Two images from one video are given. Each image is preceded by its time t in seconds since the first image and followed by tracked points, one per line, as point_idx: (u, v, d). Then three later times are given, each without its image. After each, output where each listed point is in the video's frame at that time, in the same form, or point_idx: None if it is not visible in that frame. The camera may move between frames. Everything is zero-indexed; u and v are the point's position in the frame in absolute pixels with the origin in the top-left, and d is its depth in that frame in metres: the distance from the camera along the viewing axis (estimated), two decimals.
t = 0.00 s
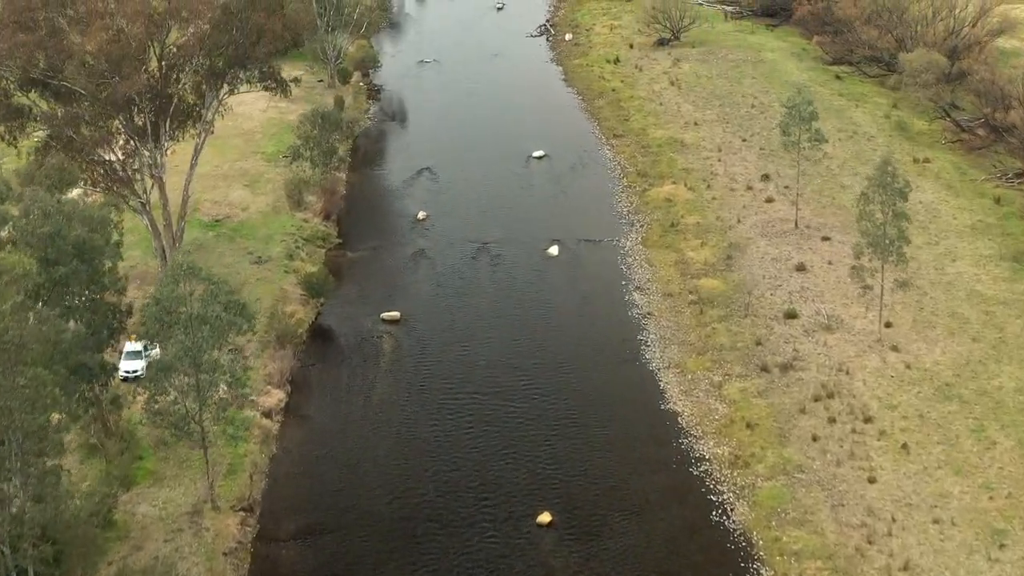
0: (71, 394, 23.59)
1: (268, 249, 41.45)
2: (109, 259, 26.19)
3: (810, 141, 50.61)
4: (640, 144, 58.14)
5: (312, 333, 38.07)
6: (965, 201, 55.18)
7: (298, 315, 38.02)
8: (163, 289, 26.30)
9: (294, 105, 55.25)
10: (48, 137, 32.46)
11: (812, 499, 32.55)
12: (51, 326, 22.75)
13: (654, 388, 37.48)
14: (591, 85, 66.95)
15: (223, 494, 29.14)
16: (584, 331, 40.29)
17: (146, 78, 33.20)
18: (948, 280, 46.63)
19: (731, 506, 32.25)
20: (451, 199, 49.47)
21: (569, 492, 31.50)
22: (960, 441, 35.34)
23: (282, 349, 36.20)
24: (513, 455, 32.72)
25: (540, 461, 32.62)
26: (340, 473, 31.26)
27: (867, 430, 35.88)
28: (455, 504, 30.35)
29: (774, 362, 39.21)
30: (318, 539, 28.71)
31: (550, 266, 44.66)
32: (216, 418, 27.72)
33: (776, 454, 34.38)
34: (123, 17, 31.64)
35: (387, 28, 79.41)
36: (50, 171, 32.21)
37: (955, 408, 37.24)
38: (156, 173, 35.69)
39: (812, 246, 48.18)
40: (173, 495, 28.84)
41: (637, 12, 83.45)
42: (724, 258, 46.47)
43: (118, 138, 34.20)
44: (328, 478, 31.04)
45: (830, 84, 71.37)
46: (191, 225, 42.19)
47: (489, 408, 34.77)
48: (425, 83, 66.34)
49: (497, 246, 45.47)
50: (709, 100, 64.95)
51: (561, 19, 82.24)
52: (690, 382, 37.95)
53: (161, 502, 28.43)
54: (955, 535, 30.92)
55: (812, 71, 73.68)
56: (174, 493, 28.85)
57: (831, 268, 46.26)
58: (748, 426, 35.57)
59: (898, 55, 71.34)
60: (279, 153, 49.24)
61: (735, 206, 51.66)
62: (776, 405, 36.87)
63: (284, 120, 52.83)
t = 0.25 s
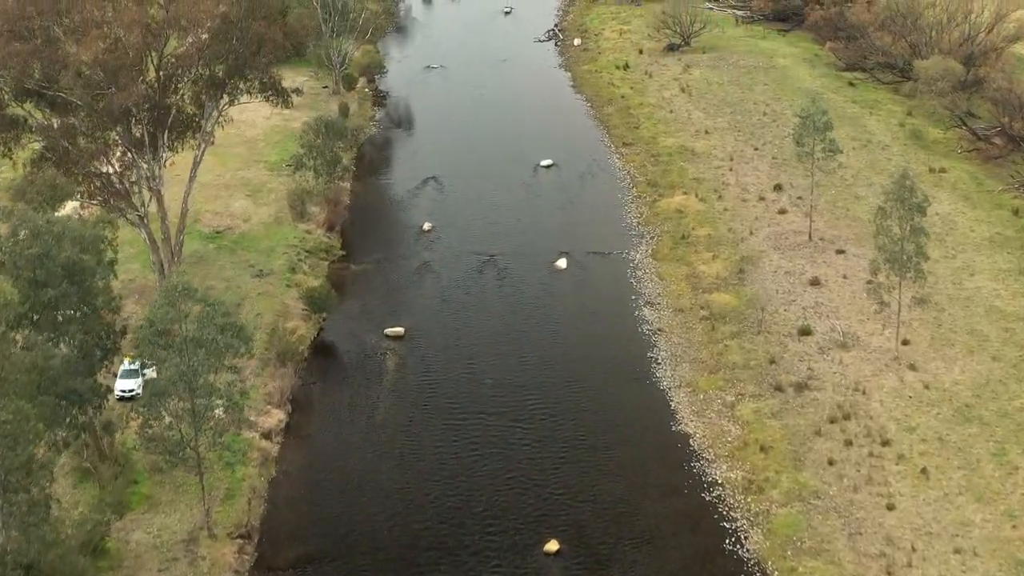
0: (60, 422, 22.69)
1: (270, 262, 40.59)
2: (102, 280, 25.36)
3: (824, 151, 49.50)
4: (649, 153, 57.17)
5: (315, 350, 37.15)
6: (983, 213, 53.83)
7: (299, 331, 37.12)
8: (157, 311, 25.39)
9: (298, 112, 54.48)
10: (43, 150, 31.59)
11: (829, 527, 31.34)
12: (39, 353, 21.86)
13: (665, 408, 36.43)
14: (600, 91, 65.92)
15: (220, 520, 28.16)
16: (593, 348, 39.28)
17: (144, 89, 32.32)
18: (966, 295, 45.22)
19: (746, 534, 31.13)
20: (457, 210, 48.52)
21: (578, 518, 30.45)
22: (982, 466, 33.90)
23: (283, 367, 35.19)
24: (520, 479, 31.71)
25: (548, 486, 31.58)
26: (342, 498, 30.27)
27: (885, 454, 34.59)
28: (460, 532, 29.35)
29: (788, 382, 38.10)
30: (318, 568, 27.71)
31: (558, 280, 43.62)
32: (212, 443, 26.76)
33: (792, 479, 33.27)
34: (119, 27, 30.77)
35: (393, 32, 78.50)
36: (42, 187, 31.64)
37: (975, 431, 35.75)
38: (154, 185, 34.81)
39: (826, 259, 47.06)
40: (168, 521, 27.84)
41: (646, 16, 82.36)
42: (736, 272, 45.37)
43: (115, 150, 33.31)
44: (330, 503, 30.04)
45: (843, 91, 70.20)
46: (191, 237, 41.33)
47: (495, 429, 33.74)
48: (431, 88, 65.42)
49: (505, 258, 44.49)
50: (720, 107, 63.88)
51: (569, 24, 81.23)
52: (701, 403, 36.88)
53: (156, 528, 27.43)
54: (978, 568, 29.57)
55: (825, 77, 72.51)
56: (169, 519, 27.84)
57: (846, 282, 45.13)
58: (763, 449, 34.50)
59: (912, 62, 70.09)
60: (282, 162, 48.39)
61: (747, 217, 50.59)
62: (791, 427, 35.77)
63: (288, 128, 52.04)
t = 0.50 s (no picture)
0: (49, 451, 21.76)
1: (272, 275, 39.76)
2: (95, 301, 24.49)
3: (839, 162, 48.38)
4: (661, 162, 56.18)
5: (318, 367, 36.21)
6: (1003, 225, 52.30)
7: (302, 348, 36.20)
8: (151, 334, 24.50)
9: (304, 120, 53.76)
10: (38, 162, 30.68)
11: (848, 557, 29.87)
12: (26, 381, 20.94)
13: (678, 429, 35.28)
14: (611, 98, 64.91)
15: (217, 549, 27.15)
16: (603, 365, 38.18)
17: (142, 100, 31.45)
18: (988, 311, 43.57)
19: (763, 561, 29.68)
20: (464, 221, 47.55)
21: (587, 545, 29.15)
22: (1007, 493, 32.22)
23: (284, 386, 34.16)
24: (528, 503, 30.50)
25: (556, 511, 30.35)
26: (343, 524, 29.20)
27: (904, 479, 33.03)
28: (465, 560, 28.16)
29: (804, 402, 36.95)
30: None
31: (568, 293, 42.58)
32: (209, 469, 25.80)
33: (810, 505, 31.99)
34: (117, 36, 29.90)
35: (401, 37, 77.66)
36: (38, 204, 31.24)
37: (998, 455, 34.09)
38: (152, 198, 33.92)
39: (842, 273, 45.93)
40: (164, 549, 26.80)
41: (657, 21, 81.24)
42: (750, 287, 44.26)
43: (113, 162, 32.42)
44: (330, 530, 28.94)
45: (858, 98, 68.96)
46: (192, 248, 40.53)
47: (502, 450, 32.65)
48: (439, 95, 64.53)
49: (513, 271, 43.46)
50: (733, 114, 62.75)
51: (579, 28, 80.21)
52: (715, 424, 35.76)
53: (150, 557, 26.38)
54: None
55: (839, 83, 71.26)
56: (165, 547, 26.80)
57: (863, 297, 43.98)
58: (778, 473, 33.31)
59: (928, 68, 68.78)
60: (286, 171, 47.56)
61: (761, 228, 49.47)
62: (807, 450, 34.54)
63: (293, 135, 51.29)
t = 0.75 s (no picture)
0: (37, 483, 20.85)
1: (276, 289, 38.94)
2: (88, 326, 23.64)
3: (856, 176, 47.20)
4: (673, 171, 55.20)
5: (322, 386, 35.30)
6: None
7: (306, 365, 35.37)
8: (146, 361, 23.62)
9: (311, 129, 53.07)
10: (35, 175, 29.77)
11: None
12: (12, 413, 19.98)
13: (691, 452, 34.17)
14: (622, 105, 63.93)
15: None
16: (615, 385, 37.13)
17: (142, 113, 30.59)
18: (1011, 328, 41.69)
19: None
20: (473, 233, 46.61)
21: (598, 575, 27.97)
22: None
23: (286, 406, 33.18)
24: (536, 531, 29.40)
25: (566, 539, 29.20)
26: (344, 552, 28.12)
27: (924, 507, 31.36)
28: None
29: (821, 424, 35.76)
30: None
31: (579, 308, 41.55)
32: (205, 498, 24.83)
33: (828, 533, 30.64)
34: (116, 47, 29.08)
35: (410, 42, 76.79)
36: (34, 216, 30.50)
37: None
38: (151, 212, 33.06)
39: (859, 288, 44.73)
40: None
41: (669, 25, 80.10)
42: (764, 302, 43.19)
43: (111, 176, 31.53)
44: (330, 559, 27.80)
45: (874, 105, 67.63)
46: (194, 261, 39.77)
47: (510, 475, 31.60)
48: (448, 102, 63.66)
49: (522, 285, 42.48)
50: (746, 122, 61.59)
51: (590, 33, 79.17)
52: (730, 447, 34.65)
53: None
54: None
55: (855, 90, 69.94)
56: None
57: (881, 313, 42.75)
58: (795, 500, 32.10)
59: (946, 75, 67.37)
60: (291, 181, 46.87)
61: (775, 241, 48.31)
62: (825, 475, 33.26)
63: (299, 144, 50.59)
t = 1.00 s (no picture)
0: (22, 519, 19.92)
1: (278, 304, 38.14)
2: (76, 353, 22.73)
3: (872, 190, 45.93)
4: (685, 181, 54.17)
5: (324, 407, 34.36)
6: None
7: (308, 383, 34.48)
8: (137, 389, 22.71)
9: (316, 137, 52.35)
10: (30, 189, 28.81)
11: None
12: None
13: (705, 476, 33.03)
14: (632, 112, 62.96)
15: None
16: (626, 404, 36.05)
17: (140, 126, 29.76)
18: None
19: None
20: (480, 245, 45.65)
21: None
22: None
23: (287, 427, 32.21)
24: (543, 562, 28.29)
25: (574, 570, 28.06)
26: None
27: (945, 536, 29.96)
28: None
29: (838, 448, 34.48)
30: None
31: (588, 324, 40.54)
32: (200, 529, 23.87)
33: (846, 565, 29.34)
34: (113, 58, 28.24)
35: (418, 46, 75.86)
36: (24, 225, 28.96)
37: None
38: (149, 227, 32.20)
39: (876, 304, 43.50)
40: None
41: (680, 30, 78.95)
42: (778, 318, 42.08)
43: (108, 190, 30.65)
44: None
45: (889, 113, 66.35)
46: (195, 275, 39.02)
47: (517, 501, 30.53)
48: (456, 109, 62.74)
49: (530, 300, 41.48)
50: (758, 130, 60.45)
51: (599, 38, 78.13)
52: (743, 472, 33.53)
53: None
54: None
55: (870, 97, 68.65)
56: None
57: (899, 331, 41.51)
58: (812, 528, 30.82)
59: (962, 82, 65.99)
60: (294, 191, 46.12)
61: (789, 253, 47.16)
62: (843, 501, 31.97)
63: (303, 153, 49.89)
